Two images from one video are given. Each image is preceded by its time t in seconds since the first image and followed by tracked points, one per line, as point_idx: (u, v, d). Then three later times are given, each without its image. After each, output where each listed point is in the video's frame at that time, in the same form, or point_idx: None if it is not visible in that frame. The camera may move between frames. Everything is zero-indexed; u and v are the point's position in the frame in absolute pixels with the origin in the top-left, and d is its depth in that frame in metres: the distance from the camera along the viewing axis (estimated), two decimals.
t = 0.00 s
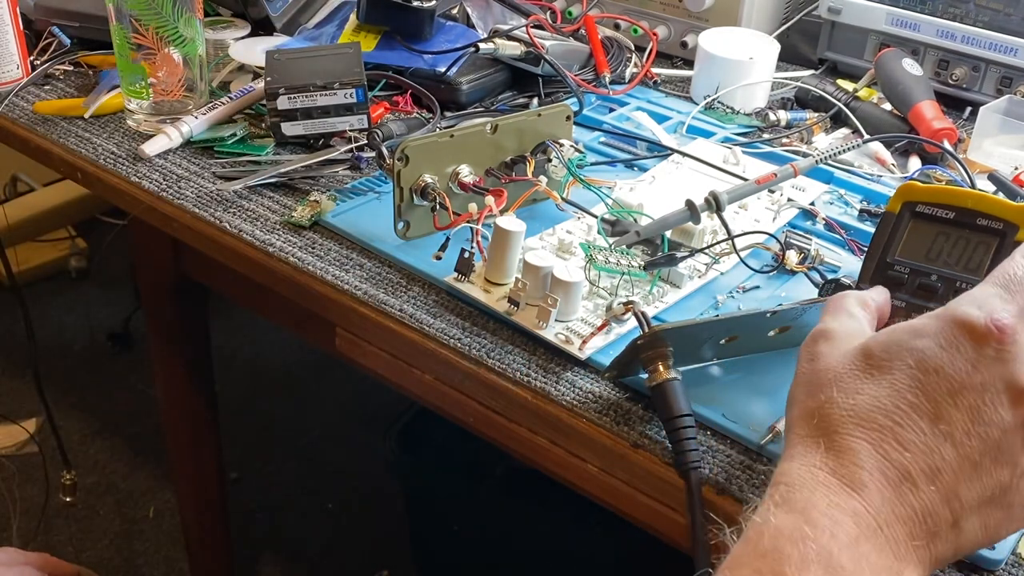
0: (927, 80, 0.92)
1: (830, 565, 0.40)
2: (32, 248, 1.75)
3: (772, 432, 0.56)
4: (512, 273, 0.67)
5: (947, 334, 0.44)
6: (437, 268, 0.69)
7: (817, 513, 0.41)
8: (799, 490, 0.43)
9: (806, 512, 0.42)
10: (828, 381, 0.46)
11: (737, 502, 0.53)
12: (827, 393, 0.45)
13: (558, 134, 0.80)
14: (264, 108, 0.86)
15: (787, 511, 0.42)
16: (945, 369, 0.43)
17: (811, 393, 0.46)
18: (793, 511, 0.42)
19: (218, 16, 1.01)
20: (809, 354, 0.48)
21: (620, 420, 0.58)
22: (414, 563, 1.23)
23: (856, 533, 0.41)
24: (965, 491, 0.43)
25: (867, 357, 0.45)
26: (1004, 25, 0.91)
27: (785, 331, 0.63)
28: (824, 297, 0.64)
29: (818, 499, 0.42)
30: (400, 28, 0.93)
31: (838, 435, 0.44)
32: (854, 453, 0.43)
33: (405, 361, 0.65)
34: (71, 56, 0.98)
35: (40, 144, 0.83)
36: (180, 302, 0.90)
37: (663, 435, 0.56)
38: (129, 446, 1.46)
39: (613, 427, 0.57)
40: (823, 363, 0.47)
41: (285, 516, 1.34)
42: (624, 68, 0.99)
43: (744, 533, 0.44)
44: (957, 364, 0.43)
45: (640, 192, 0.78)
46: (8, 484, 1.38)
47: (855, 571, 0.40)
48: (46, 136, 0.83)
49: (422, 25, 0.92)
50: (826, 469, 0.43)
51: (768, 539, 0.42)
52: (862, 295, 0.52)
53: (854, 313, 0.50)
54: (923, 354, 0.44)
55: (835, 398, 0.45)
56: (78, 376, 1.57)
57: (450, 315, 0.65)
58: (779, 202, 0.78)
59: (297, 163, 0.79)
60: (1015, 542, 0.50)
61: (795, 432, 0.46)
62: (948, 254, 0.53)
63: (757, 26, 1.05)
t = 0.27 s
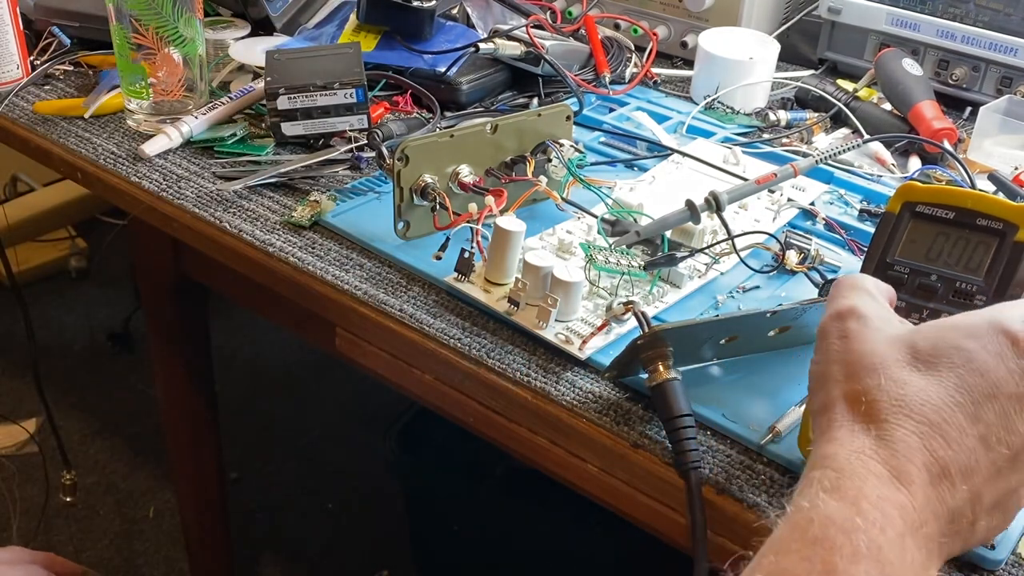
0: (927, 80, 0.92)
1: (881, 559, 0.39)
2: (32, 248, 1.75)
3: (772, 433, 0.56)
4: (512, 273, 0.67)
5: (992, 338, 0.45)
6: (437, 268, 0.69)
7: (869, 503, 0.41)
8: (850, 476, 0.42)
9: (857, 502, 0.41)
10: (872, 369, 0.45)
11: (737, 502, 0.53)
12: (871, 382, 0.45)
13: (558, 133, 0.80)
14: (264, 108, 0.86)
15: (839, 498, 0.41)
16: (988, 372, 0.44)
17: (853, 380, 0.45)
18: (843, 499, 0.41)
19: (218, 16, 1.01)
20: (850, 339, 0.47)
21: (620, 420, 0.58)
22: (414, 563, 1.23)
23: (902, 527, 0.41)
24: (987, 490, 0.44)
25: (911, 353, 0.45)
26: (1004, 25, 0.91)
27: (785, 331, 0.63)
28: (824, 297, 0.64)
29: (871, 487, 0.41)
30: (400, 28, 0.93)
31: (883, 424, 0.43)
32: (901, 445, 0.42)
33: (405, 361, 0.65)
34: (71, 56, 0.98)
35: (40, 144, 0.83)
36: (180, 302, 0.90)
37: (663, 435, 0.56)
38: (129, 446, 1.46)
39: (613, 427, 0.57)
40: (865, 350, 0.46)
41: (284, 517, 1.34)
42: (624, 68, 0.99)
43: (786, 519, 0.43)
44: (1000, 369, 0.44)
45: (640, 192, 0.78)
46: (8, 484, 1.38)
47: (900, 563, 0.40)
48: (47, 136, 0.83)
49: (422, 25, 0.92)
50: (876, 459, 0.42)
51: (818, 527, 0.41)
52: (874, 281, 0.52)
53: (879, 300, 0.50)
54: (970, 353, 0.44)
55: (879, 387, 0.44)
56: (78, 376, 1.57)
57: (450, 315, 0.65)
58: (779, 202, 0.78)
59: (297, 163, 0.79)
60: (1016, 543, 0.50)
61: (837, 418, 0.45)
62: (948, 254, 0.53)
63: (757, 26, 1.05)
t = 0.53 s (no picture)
0: (927, 81, 0.92)
1: (915, 561, 0.39)
2: (32, 248, 1.75)
3: (772, 433, 0.56)
4: (512, 273, 0.67)
5: (1005, 345, 0.45)
6: (437, 268, 0.69)
7: (901, 510, 0.41)
8: (882, 485, 0.42)
9: (890, 510, 0.41)
10: (891, 379, 0.45)
11: (737, 502, 0.53)
12: (892, 391, 0.45)
13: (559, 133, 0.80)
14: (264, 108, 0.86)
15: (873, 505, 0.41)
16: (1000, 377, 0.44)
17: (873, 390, 0.45)
18: (876, 506, 0.41)
19: (218, 16, 1.01)
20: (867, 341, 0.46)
21: (620, 420, 0.58)
22: (414, 563, 1.23)
23: (931, 534, 0.41)
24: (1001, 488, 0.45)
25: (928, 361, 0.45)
26: (1004, 25, 0.91)
27: (785, 331, 0.63)
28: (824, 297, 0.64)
29: (902, 496, 0.42)
30: (400, 28, 0.93)
31: (907, 435, 0.44)
32: (925, 456, 0.43)
33: (405, 361, 0.65)
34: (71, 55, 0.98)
35: (40, 144, 0.83)
36: (180, 302, 0.90)
37: (663, 435, 0.56)
38: (128, 446, 1.46)
39: (613, 427, 0.57)
40: (883, 357, 0.46)
41: (283, 517, 1.34)
42: (624, 68, 0.99)
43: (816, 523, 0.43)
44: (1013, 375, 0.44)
45: (640, 192, 0.78)
46: (8, 484, 1.38)
47: (932, 566, 0.40)
48: (47, 136, 0.83)
49: (422, 25, 0.92)
50: (904, 470, 0.43)
51: (855, 528, 0.41)
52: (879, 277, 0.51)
53: (888, 299, 0.49)
54: (983, 361, 0.45)
55: (900, 397, 0.44)
56: (78, 376, 1.57)
57: (450, 315, 0.65)
58: (779, 202, 0.78)
59: (297, 163, 0.79)
60: (1015, 543, 0.50)
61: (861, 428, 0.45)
62: (951, 256, 0.53)
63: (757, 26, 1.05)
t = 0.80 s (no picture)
0: (927, 80, 0.92)
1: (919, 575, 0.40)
2: (32, 248, 1.75)
3: (772, 433, 0.56)
4: (512, 273, 0.67)
5: (1007, 357, 0.45)
6: (437, 268, 0.69)
7: (905, 523, 0.41)
8: (888, 499, 0.42)
9: (895, 523, 0.41)
10: (896, 390, 0.45)
11: (737, 502, 0.53)
12: (899, 408, 0.44)
13: (559, 133, 0.80)
14: (264, 108, 0.86)
15: (877, 518, 0.41)
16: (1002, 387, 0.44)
17: (878, 400, 0.45)
18: (880, 520, 0.41)
19: (218, 16, 1.00)
20: (873, 353, 0.46)
21: (620, 420, 0.58)
22: (415, 563, 1.23)
23: (937, 547, 0.41)
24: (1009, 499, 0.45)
25: (932, 374, 0.45)
26: (1004, 25, 0.91)
27: (785, 331, 0.63)
28: (824, 297, 0.64)
29: (907, 510, 0.41)
30: (400, 28, 0.93)
31: (912, 449, 0.43)
32: (933, 470, 0.43)
33: (405, 362, 0.65)
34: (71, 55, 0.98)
35: (41, 144, 0.83)
36: (180, 302, 0.90)
37: (663, 435, 0.56)
38: (128, 446, 1.46)
39: (613, 427, 0.57)
40: (889, 373, 0.45)
41: (283, 517, 1.34)
42: (624, 68, 0.99)
43: (821, 535, 0.43)
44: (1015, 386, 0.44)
45: (640, 192, 0.78)
46: (8, 483, 1.38)
47: None
48: (47, 136, 0.83)
49: (422, 25, 0.92)
50: (910, 483, 0.42)
51: (858, 540, 0.41)
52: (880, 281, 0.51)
53: (892, 306, 0.49)
54: (985, 372, 0.45)
55: (906, 414, 0.44)
56: (78, 376, 1.57)
57: (450, 315, 0.65)
58: (779, 202, 0.78)
59: (297, 163, 0.79)
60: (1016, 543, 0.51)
61: (868, 443, 0.45)
62: (952, 256, 0.53)
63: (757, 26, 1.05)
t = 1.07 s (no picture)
0: (927, 80, 0.92)
1: None
2: (32, 248, 1.75)
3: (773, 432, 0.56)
4: (512, 273, 0.67)
5: (932, 368, 0.44)
6: (437, 268, 0.69)
7: (807, 553, 0.43)
8: (790, 526, 0.44)
9: (795, 553, 0.43)
10: (814, 414, 0.46)
11: (737, 502, 0.53)
12: (813, 428, 0.46)
13: (558, 133, 0.80)
14: (264, 108, 0.86)
15: (779, 548, 0.44)
16: (932, 403, 0.44)
17: (799, 423, 0.46)
18: (783, 550, 0.43)
19: (218, 16, 1.00)
20: (799, 373, 0.47)
21: (620, 420, 0.58)
22: (415, 563, 1.23)
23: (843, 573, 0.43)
24: (950, 520, 0.44)
25: (850, 393, 0.46)
26: (1004, 25, 0.91)
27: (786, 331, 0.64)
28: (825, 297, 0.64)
29: (810, 537, 0.43)
30: (400, 29, 0.93)
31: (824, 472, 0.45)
32: (845, 492, 0.44)
33: (405, 362, 0.65)
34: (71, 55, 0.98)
35: (40, 144, 0.83)
36: (180, 303, 0.90)
37: (663, 435, 0.56)
38: (128, 446, 1.46)
39: (613, 427, 0.57)
40: (808, 393, 0.47)
41: (283, 517, 1.34)
42: (624, 68, 0.99)
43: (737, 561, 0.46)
44: (939, 398, 0.44)
45: (640, 192, 0.78)
46: (8, 483, 1.38)
47: None
48: (46, 136, 0.83)
49: (422, 25, 0.92)
50: (816, 508, 0.44)
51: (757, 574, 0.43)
52: (819, 304, 0.52)
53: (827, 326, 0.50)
54: (907, 388, 0.44)
55: (821, 437, 0.45)
56: (78, 376, 1.57)
57: (450, 315, 0.65)
58: (779, 202, 0.78)
59: (297, 163, 0.79)
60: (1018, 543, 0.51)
61: (787, 466, 0.46)
62: (952, 256, 0.53)
63: (757, 26, 1.05)
